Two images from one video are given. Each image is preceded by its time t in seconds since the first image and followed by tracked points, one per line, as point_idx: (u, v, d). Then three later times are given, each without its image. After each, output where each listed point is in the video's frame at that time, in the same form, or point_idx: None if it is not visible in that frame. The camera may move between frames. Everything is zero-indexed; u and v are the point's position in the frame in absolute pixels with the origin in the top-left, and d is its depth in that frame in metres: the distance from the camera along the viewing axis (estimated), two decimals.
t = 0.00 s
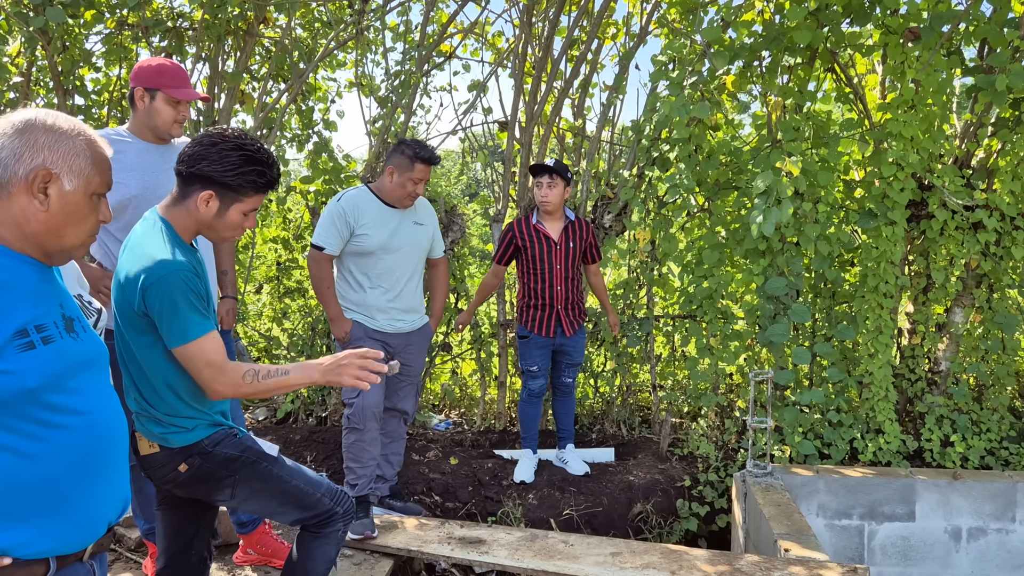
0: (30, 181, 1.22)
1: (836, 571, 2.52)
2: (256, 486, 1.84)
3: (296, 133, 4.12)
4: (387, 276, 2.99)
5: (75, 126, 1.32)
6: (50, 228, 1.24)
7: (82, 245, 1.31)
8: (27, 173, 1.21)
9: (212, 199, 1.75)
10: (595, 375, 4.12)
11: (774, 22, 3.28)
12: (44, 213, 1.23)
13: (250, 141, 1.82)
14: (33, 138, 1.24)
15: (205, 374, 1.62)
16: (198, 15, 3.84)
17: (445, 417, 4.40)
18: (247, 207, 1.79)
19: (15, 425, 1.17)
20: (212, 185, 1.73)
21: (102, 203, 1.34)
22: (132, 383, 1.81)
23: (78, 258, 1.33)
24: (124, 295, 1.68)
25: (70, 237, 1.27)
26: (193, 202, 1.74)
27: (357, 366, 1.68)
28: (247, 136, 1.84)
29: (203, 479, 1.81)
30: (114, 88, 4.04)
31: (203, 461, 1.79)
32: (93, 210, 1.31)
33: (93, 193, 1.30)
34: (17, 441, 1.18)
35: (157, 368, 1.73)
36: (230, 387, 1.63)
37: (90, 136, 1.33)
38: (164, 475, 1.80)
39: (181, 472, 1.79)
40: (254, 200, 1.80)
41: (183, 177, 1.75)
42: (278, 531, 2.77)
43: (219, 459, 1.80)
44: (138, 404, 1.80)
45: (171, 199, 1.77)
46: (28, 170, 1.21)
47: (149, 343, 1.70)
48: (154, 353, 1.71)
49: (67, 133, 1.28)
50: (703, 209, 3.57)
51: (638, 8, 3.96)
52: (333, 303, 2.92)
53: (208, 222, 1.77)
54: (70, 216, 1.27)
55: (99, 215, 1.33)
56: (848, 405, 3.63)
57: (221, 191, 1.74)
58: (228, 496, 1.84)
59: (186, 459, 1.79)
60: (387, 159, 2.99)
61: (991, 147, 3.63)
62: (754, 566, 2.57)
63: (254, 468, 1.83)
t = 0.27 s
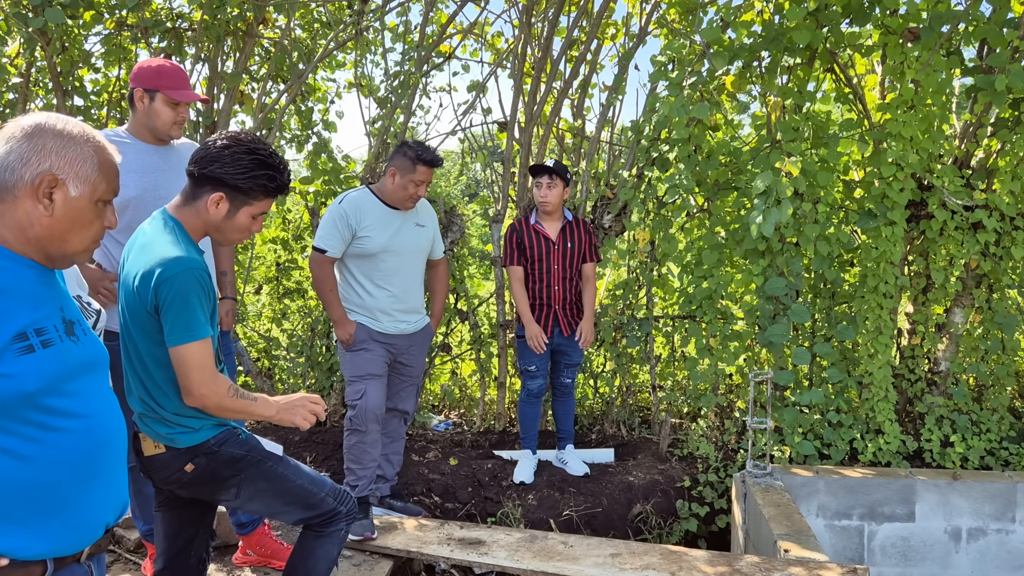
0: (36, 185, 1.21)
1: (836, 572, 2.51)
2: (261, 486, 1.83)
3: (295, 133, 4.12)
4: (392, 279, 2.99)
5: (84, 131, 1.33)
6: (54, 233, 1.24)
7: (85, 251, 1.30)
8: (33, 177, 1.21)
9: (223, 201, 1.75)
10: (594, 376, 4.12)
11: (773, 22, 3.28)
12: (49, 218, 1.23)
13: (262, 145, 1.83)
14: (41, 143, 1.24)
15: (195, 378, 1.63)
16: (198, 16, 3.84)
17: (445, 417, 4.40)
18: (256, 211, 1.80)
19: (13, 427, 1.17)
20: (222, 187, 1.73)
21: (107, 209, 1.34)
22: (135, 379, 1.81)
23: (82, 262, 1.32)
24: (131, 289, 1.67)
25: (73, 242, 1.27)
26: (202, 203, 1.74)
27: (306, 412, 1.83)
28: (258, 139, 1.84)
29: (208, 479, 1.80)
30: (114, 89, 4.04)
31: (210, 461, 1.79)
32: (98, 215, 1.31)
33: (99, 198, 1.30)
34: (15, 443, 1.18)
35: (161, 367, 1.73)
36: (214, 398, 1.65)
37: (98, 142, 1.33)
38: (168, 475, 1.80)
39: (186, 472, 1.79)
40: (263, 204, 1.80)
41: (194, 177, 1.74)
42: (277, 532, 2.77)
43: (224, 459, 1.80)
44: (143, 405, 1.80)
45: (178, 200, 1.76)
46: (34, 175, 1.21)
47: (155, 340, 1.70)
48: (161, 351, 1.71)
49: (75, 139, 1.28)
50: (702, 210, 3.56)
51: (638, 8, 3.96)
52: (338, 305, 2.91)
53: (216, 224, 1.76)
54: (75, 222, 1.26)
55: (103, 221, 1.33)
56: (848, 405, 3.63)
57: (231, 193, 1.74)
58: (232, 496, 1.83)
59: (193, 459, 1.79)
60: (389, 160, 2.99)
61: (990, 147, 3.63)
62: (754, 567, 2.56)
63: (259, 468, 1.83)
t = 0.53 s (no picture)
0: (52, 191, 1.22)
1: (835, 572, 2.52)
2: (260, 487, 1.83)
3: (295, 134, 4.12)
4: (393, 280, 3.00)
5: (99, 136, 1.33)
6: (68, 238, 1.24)
7: (97, 256, 1.30)
8: (49, 182, 1.22)
9: (226, 203, 1.75)
10: (594, 376, 4.12)
11: (773, 22, 3.28)
12: (63, 223, 1.23)
13: (266, 149, 1.84)
14: (57, 148, 1.24)
15: (178, 377, 1.61)
16: (197, 17, 3.84)
17: (445, 418, 4.40)
18: (258, 213, 1.80)
19: (17, 430, 1.18)
20: (226, 188, 1.74)
21: (121, 214, 1.34)
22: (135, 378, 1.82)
23: (95, 267, 1.33)
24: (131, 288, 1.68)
25: (87, 247, 1.27)
26: (205, 204, 1.74)
27: (300, 451, 1.81)
28: (263, 143, 1.86)
29: (207, 479, 1.81)
30: (113, 90, 4.04)
31: (209, 461, 1.80)
32: (112, 221, 1.31)
33: (112, 204, 1.30)
34: (17, 446, 1.18)
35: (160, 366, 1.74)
36: (193, 402, 1.62)
37: (113, 148, 1.33)
38: (167, 475, 1.80)
39: (185, 472, 1.79)
40: (266, 206, 1.81)
41: (198, 178, 1.75)
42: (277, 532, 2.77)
43: (224, 460, 1.81)
44: (143, 405, 1.80)
45: (182, 201, 1.77)
46: (50, 180, 1.22)
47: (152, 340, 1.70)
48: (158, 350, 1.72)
49: (92, 145, 1.28)
50: (702, 210, 3.57)
51: (637, 9, 3.96)
52: (339, 305, 2.90)
53: (219, 225, 1.77)
54: (89, 227, 1.27)
55: (117, 226, 1.33)
56: (848, 406, 3.63)
57: (234, 194, 1.75)
58: (232, 497, 1.84)
59: (192, 459, 1.79)
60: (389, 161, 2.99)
61: (989, 147, 3.63)
62: (753, 567, 2.57)
63: (258, 468, 1.83)
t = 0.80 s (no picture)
0: (74, 194, 1.23)
1: (834, 571, 2.52)
2: (253, 488, 1.83)
3: (295, 134, 4.11)
4: (392, 280, 3.00)
5: (120, 139, 1.34)
6: (88, 240, 1.26)
7: (115, 257, 1.32)
8: (72, 185, 1.23)
9: (222, 203, 1.75)
10: (593, 376, 4.12)
11: (773, 22, 3.28)
12: (84, 225, 1.25)
13: (266, 151, 1.84)
14: (81, 151, 1.26)
15: (217, 368, 1.65)
16: (197, 16, 3.84)
17: (444, 417, 4.41)
18: (254, 215, 1.80)
19: (27, 428, 1.19)
20: (223, 189, 1.74)
21: (140, 217, 1.36)
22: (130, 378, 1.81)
23: (112, 267, 1.35)
24: (129, 286, 1.68)
25: (105, 249, 1.29)
26: (201, 204, 1.74)
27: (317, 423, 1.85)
28: (262, 145, 1.86)
29: (201, 480, 1.81)
30: (113, 90, 4.04)
31: (200, 463, 1.79)
32: (132, 223, 1.33)
33: (133, 207, 1.31)
34: (24, 444, 1.19)
35: (158, 365, 1.74)
36: (239, 387, 1.68)
37: (134, 152, 1.35)
38: (161, 475, 1.80)
39: (178, 473, 1.79)
40: (262, 208, 1.81)
41: (196, 178, 1.75)
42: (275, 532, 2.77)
43: (216, 461, 1.80)
44: (139, 404, 1.80)
45: (179, 200, 1.77)
46: (72, 183, 1.23)
47: (152, 338, 1.70)
48: (157, 349, 1.72)
49: (114, 149, 1.30)
50: (702, 210, 3.57)
51: (637, 8, 3.96)
52: (338, 305, 2.90)
53: (215, 226, 1.77)
54: (109, 230, 1.28)
55: (136, 228, 1.35)
56: (847, 406, 3.63)
57: (230, 196, 1.75)
58: (225, 498, 1.84)
59: (183, 461, 1.79)
60: (389, 161, 2.99)
61: (989, 147, 3.62)
62: (752, 567, 2.57)
63: (250, 470, 1.82)
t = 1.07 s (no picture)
0: (100, 199, 1.25)
1: (833, 571, 2.52)
2: (255, 487, 1.84)
3: (295, 134, 4.11)
4: (391, 280, 3.00)
5: (143, 147, 1.36)
6: (111, 244, 1.28)
7: (135, 262, 1.34)
8: (98, 191, 1.24)
9: (219, 202, 1.75)
10: (593, 376, 4.12)
11: (772, 22, 3.28)
12: (109, 230, 1.27)
13: (266, 152, 1.84)
14: (107, 158, 1.27)
15: (214, 368, 1.66)
16: (197, 16, 3.84)
17: (444, 418, 4.41)
18: (252, 215, 1.80)
19: (45, 427, 1.21)
20: (221, 189, 1.74)
21: (159, 222, 1.37)
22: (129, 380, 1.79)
23: (130, 271, 1.36)
24: (131, 285, 1.69)
25: (127, 254, 1.31)
26: (200, 203, 1.74)
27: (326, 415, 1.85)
28: (261, 146, 1.85)
29: (202, 479, 1.81)
30: (113, 90, 4.04)
31: (203, 461, 1.80)
32: (152, 228, 1.34)
33: (154, 213, 1.33)
34: (41, 443, 1.21)
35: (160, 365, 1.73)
36: (234, 388, 1.70)
37: (156, 160, 1.36)
38: (163, 475, 1.80)
39: (180, 472, 1.80)
40: (260, 209, 1.80)
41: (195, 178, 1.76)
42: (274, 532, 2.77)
43: (217, 459, 1.80)
44: (137, 406, 1.77)
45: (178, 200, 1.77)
46: (99, 189, 1.24)
47: (154, 339, 1.70)
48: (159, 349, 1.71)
49: (138, 157, 1.31)
50: (702, 210, 3.57)
51: (637, 8, 3.96)
52: (337, 306, 2.90)
53: (213, 226, 1.77)
54: (131, 235, 1.30)
55: (154, 233, 1.36)
56: (847, 406, 3.64)
57: (228, 195, 1.75)
58: (227, 497, 1.84)
59: (186, 459, 1.79)
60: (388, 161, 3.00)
61: (989, 147, 3.62)
62: (751, 567, 2.57)
63: (252, 468, 1.83)
